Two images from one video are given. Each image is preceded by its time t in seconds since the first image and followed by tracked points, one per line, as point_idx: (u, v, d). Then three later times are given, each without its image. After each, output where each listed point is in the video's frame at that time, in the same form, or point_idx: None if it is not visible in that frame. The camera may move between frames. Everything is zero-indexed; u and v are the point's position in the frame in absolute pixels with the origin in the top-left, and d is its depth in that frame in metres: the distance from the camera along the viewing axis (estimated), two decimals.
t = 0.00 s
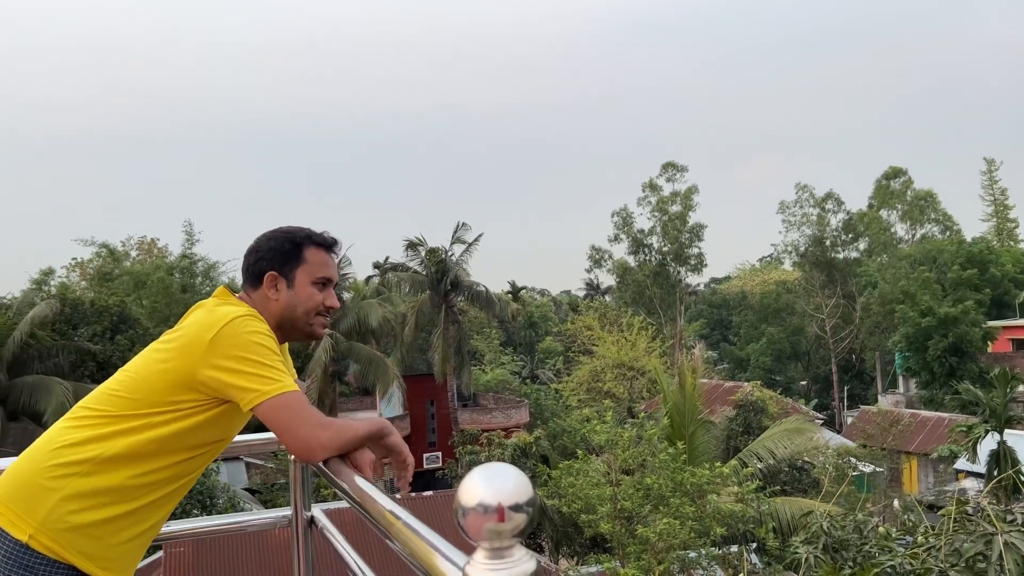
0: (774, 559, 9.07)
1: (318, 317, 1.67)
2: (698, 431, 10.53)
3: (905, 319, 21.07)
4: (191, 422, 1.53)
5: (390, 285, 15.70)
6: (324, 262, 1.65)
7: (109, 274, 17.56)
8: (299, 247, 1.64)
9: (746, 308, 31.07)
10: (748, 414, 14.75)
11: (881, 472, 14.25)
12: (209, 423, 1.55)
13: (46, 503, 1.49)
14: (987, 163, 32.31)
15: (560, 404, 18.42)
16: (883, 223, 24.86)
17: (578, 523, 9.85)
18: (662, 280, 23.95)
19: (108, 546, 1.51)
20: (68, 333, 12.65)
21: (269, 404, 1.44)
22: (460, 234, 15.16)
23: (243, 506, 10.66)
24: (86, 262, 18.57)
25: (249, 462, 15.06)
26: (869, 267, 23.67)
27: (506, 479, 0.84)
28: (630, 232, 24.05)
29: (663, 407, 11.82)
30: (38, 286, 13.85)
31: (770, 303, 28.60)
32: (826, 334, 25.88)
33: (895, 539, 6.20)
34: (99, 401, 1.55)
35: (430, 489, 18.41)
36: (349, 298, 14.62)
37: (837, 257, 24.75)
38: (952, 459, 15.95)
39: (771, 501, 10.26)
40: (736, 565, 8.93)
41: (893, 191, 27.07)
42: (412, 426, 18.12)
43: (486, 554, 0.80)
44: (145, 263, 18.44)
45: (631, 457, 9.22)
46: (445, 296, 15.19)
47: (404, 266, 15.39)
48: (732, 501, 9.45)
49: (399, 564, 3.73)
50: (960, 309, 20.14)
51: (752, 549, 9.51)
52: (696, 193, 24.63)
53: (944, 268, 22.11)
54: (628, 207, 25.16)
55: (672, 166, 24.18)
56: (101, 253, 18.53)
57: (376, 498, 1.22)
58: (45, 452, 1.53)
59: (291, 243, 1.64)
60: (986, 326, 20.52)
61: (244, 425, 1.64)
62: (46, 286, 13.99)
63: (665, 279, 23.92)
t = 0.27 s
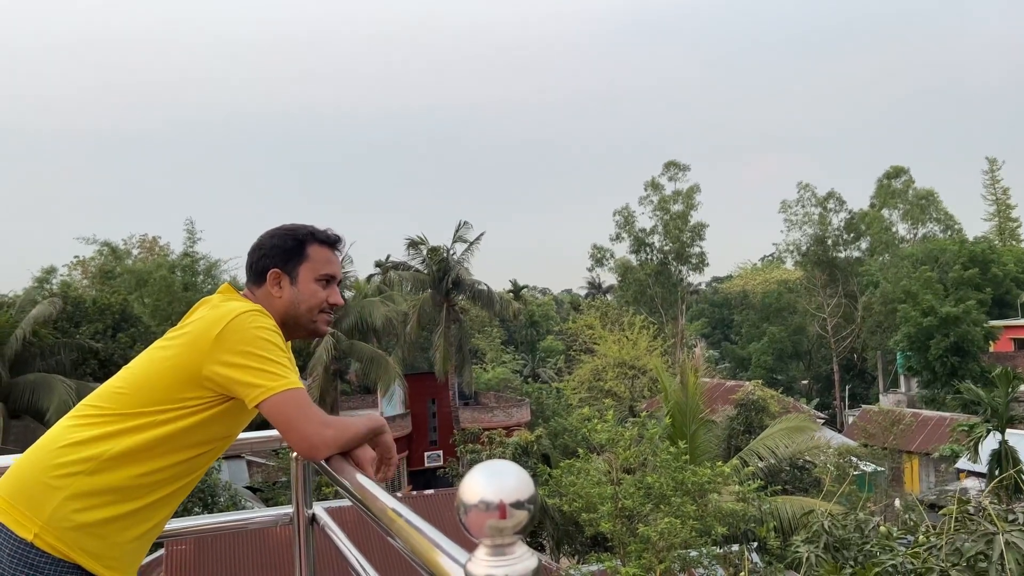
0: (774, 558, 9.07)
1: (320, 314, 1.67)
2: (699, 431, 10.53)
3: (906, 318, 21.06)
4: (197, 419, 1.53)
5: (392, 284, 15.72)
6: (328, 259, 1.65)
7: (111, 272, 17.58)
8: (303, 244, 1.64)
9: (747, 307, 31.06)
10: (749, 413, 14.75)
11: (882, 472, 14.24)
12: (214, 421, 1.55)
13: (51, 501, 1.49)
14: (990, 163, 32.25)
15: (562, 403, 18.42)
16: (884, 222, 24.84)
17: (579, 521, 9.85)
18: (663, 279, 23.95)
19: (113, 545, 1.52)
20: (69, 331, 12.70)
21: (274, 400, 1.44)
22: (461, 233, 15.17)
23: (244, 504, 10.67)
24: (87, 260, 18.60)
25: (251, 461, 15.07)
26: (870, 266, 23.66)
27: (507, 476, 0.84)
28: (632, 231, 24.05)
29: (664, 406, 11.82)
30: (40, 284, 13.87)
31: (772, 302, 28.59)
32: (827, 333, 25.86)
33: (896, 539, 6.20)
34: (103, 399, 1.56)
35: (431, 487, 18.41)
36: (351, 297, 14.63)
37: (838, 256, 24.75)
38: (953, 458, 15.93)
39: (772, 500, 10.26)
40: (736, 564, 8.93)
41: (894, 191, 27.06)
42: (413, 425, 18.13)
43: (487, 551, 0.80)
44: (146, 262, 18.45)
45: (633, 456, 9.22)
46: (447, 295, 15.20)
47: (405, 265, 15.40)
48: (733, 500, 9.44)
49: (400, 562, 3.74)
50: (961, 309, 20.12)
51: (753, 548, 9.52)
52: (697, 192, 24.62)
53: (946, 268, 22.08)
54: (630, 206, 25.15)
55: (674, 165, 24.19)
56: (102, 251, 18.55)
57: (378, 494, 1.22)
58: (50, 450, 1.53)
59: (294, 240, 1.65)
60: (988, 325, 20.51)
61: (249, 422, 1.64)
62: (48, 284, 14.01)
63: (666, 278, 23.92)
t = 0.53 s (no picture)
0: (775, 557, 9.08)
1: (320, 311, 1.67)
2: (700, 430, 10.53)
3: (907, 318, 21.06)
4: (199, 417, 1.53)
5: (393, 283, 15.73)
6: (328, 256, 1.65)
7: (112, 270, 17.58)
8: (302, 242, 1.65)
9: (748, 307, 31.06)
10: (750, 412, 14.75)
11: (883, 471, 14.24)
12: (215, 420, 1.55)
13: (53, 500, 1.49)
14: (991, 162, 32.23)
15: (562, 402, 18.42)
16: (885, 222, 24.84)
17: (579, 520, 9.86)
18: (664, 278, 23.95)
19: (115, 544, 1.52)
20: (70, 330, 12.68)
21: (275, 398, 1.44)
22: (462, 232, 15.17)
23: (244, 502, 10.67)
24: (88, 258, 18.60)
25: (251, 459, 15.08)
26: (871, 266, 23.65)
27: (507, 474, 0.84)
28: (633, 231, 24.06)
29: (665, 406, 11.83)
30: (41, 282, 13.88)
31: (773, 302, 28.58)
32: (828, 332, 25.85)
33: (896, 538, 6.21)
34: (105, 398, 1.56)
35: (432, 486, 18.41)
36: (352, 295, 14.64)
37: (839, 255, 24.76)
38: (954, 458, 15.92)
39: (773, 500, 10.27)
40: (737, 563, 8.93)
41: (895, 190, 27.08)
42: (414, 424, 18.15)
43: (488, 549, 0.80)
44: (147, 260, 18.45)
45: (633, 456, 9.23)
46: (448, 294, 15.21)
47: (406, 263, 15.40)
48: (734, 499, 9.44)
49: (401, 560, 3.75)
50: (962, 308, 20.11)
51: (753, 547, 9.53)
52: (698, 191, 24.60)
53: (947, 268, 22.08)
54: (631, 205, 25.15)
55: (675, 164, 24.19)
56: (103, 249, 18.56)
57: (379, 493, 1.22)
58: (52, 450, 1.53)
59: (294, 237, 1.65)
60: (989, 325, 20.50)
61: (251, 420, 1.64)
62: (49, 282, 14.01)
63: (667, 277, 23.91)
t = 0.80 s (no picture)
0: (774, 557, 9.09)
1: (320, 310, 1.66)
2: (700, 429, 10.53)
3: (907, 317, 21.06)
4: (198, 416, 1.53)
5: (393, 282, 15.72)
6: (327, 255, 1.65)
7: (112, 270, 17.57)
8: (302, 240, 1.64)
9: (748, 306, 31.06)
10: (750, 411, 14.74)
11: (883, 470, 14.25)
12: (216, 418, 1.55)
13: (51, 499, 1.49)
14: (991, 161, 32.21)
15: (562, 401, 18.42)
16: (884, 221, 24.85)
17: (579, 519, 9.85)
18: (664, 277, 23.94)
19: (114, 544, 1.52)
20: (70, 328, 12.68)
21: (276, 396, 1.44)
22: (462, 231, 15.16)
23: (244, 501, 10.67)
24: (88, 257, 18.59)
25: (251, 458, 15.07)
26: (871, 265, 23.66)
27: (508, 472, 0.84)
28: (633, 230, 24.06)
29: (665, 405, 11.83)
30: (41, 281, 13.87)
31: (772, 301, 28.58)
32: (828, 332, 25.84)
33: (897, 537, 6.22)
34: (105, 395, 1.56)
35: (431, 485, 18.40)
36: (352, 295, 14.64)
37: (839, 254, 24.75)
38: (954, 457, 15.91)
39: (773, 498, 10.26)
40: (737, 562, 8.92)
41: (895, 189, 27.10)
42: (414, 423, 18.14)
43: (489, 546, 0.80)
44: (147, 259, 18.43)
45: (633, 455, 9.24)
46: (447, 293, 15.20)
47: (406, 262, 15.40)
48: (734, 498, 9.43)
49: (402, 558, 3.74)
50: (962, 308, 20.11)
51: (753, 546, 9.53)
52: (699, 190, 24.59)
53: (946, 267, 22.12)
54: (631, 204, 25.14)
55: (676, 163, 24.19)
56: (103, 248, 18.55)
57: (379, 491, 1.22)
58: (50, 448, 1.53)
59: (293, 235, 1.65)
60: (989, 324, 20.51)
61: (252, 419, 1.64)
62: (49, 281, 14.00)
63: (667, 276, 23.91)
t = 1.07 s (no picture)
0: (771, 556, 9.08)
1: (315, 310, 1.65)
2: (697, 428, 10.54)
3: (904, 316, 21.09)
4: (195, 417, 1.52)
5: (390, 282, 15.70)
6: (322, 253, 1.64)
7: (109, 270, 17.53)
8: (297, 239, 1.64)
9: (745, 306, 31.10)
10: (747, 410, 14.75)
11: (879, 470, 14.27)
12: (213, 418, 1.55)
13: (47, 501, 1.48)
14: (987, 161, 32.28)
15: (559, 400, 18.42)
16: (881, 221, 24.89)
17: (576, 519, 9.85)
18: (661, 277, 23.97)
19: (110, 546, 1.51)
20: (66, 329, 12.65)
21: (273, 395, 1.43)
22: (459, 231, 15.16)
23: (241, 501, 10.66)
24: (84, 257, 18.54)
25: (248, 459, 15.05)
26: (867, 265, 23.71)
27: (506, 472, 0.83)
28: (630, 230, 24.09)
29: (662, 405, 11.83)
30: (37, 281, 13.82)
31: (769, 300, 28.62)
32: (824, 331, 25.86)
33: (893, 537, 6.21)
34: (100, 396, 1.55)
35: (429, 485, 18.39)
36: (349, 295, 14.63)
37: (836, 254, 24.77)
38: (950, 456, 15.94)
39: (769, 498, 10.27)
40: (734, 561, 8.92)
41: (891, 189, 27.17)
42: (411, 423, 18.13)
43: (487, 546, 0.80)
44: (143, 259, 18.39)
45: (630, 454, 9.25)
46: (445, 293, 15.20)
47: (403, 262, 15.41)
48: (731, 497, 9.44)
49: (399, 558, 3.73)
50: (959, 307, 20.15)
51: (750, 546, 9.55)
52: (696, 190, 24.61)
53: (942, 266, 22.19)
54: (628, 204, 25.16)
55: (673, 163, 24.22)
56: (99, 248, 18.50)
57: (377, 492, 1.21)
58: (46, 450, 1.52)
59: (288, 235, 1.65)
60: (985, 324, 20.56)
61: (249, 419, 1.63)
62: (45, 281, 13.96)
63: (664, 276, 23.94)
